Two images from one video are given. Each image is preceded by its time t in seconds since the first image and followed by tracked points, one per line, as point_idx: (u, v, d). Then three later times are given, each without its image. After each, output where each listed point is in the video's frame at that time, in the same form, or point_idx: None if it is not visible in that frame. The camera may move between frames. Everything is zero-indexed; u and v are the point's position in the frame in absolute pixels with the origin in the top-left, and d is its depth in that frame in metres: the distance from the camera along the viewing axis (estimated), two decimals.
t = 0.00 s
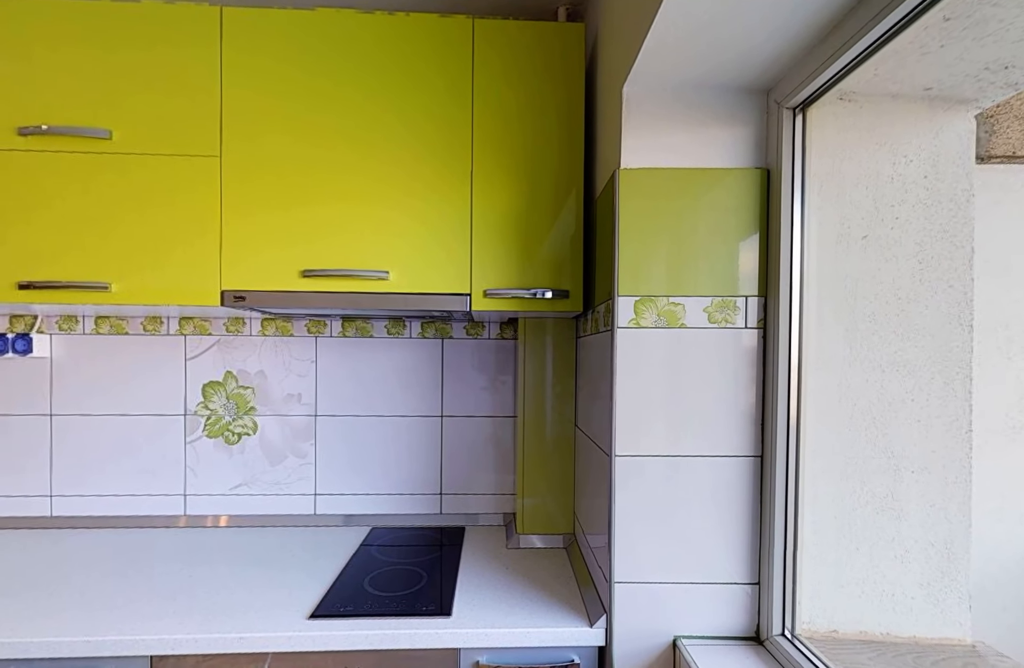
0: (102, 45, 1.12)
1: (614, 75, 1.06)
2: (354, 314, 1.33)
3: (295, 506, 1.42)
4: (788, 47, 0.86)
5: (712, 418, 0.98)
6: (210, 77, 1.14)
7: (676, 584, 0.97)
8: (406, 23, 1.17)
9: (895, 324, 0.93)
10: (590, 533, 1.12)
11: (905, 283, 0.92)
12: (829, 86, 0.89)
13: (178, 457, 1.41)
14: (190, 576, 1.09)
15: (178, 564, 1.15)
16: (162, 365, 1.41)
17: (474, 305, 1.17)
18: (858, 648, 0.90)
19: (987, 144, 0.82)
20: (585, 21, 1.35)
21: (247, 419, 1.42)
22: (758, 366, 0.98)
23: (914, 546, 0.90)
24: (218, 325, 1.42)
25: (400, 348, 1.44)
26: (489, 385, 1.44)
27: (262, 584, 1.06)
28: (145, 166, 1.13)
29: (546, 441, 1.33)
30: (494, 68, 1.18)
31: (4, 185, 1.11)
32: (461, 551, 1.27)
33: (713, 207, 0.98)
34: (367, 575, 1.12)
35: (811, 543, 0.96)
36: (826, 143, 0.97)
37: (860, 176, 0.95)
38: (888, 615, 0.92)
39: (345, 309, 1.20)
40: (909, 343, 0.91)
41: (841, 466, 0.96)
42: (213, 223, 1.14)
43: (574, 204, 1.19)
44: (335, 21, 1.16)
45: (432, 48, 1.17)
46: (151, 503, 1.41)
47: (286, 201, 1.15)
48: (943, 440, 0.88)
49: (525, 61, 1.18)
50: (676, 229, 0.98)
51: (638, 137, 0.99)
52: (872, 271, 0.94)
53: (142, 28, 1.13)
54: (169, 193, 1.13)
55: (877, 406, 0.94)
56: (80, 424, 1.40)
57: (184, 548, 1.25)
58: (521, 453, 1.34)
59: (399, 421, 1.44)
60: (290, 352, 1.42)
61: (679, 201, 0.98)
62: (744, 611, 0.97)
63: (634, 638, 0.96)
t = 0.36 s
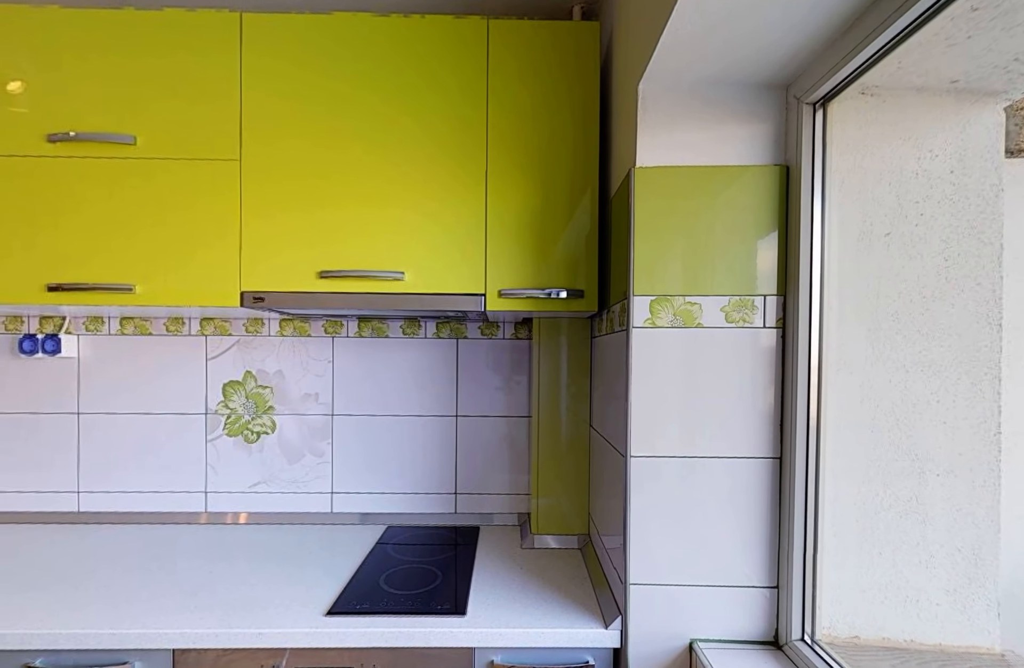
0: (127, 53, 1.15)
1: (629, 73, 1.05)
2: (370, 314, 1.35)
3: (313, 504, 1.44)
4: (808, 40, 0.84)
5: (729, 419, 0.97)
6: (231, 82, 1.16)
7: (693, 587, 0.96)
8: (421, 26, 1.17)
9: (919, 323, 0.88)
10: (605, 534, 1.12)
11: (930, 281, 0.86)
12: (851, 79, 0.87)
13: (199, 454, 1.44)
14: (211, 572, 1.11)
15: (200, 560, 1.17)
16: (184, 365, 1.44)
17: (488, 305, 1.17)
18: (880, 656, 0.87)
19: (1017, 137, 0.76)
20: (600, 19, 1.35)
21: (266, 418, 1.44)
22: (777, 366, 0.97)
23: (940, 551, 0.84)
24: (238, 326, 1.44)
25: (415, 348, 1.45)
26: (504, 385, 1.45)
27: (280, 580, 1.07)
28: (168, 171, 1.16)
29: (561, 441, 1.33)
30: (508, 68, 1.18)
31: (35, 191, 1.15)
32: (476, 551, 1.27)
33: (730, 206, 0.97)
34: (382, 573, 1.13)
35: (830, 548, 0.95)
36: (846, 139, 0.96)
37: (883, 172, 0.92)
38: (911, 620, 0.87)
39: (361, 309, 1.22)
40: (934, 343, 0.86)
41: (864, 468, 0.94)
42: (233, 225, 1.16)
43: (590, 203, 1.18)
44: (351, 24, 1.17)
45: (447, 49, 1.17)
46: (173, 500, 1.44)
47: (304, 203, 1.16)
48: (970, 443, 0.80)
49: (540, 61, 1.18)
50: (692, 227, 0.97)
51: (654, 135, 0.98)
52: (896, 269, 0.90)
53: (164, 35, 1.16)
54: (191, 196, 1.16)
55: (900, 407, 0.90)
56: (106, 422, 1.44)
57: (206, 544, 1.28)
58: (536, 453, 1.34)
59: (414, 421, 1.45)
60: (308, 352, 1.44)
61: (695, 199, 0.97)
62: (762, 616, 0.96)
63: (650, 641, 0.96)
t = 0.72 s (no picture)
0: (150, 60, 1.18)
1: (645, 71, 1.05)
2: (386, 314, 1.36)
3: (330, 502, 1.46)
4: (829, 34, 0.82)
5: (746, 420, 0.95)
6: (251, 87, 1.18)
7: (710, 589, 0.95)
8: (436, 27, 1.18)
9: (945, 322, 0.84)
10: (620, 535, 1.11)
11: (956, 278, 0.82)
12: (874, 72, 0.85)
13: (220, 453, 1.47)
14: (231, 568, 1.13)
15: (220, 557, 1.20)
16: (205, 365, 1.47)
17: (503, 305, 1.17)
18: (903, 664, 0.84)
19: None
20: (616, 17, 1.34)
21: (284, 417, 1.47)
22: (797, 367, 0.95)
23: (967, 557, 0.79)
24: (257, 326, 1.47)
25: (430, 348, 1.46)
26: (518, 385, 1.45)
27: (298, 577, 1.09)
28: (190, 175, 1.18)
29: (575, 442, 1.32)
30: (523, 68, 1.18)
31: (63, 195, 1.18)
32: (491, 550, 1.28)
33: (747, 204, 0.96)
34: (397, 571, 1.14)
35: (851, 551, 0.94)
36: (869, 135, 0.94)
37: (906, 167, 0.90)
38: (937, 625, 0.83)
39: (378, 310, 1.23)
40: (960, 342, 0.81)
41: (886, 472, 0.91)
42: (252, 227, 1.18)
43: (605, 203, 1.18)
44: (368, 28, 1.18)
45: (462, 50, 1.18)
46: (194, 497, 1.47)
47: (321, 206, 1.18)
48: (999, 446, 0.75)
49: (555, 60, 1.18)
50: (709, 225, 0.96)
51: (670, 134, 0.97)
52: (921, 266, 0.87)
53: (187, 42, 1.18)
54: (212, 199, 1.18)
55: (925, 408, 0.86)
56: (131, 420, 1.47)
57: (226, 540, 1.30)
58: (551, 453, 1.33)
59: (429, 421, 1.46)
60: (325, 352, 1.46)
61: (713, 197, 0.96)
62: (782, 620, 0.95)
63: (666, 644, 0.95)
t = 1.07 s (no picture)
0: (174, 67, 1.21)
1: (662, 68, 1.03)
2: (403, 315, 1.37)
3: (347, 500, 1.48)
4: (852, 27, 0.81)
5: (765, 421, 0.94)
6: (270, 91, 1.20)
7: (728, 592, 0.94)
8: (452, 29, 1.19)
9: (974, 321, 0.81)
10: (636, 536, 1.10)
11: (986, 275, 0.80)
12: (899, 65, 0.83)
13: (241, 451, 1.50)
14: (251, 564, 1.16)
15: (241, 553, 1.22)
16: (226, 365, 1.50)
17: (519, 305, 1.17)
18: None
19: None
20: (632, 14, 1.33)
21: (303, 416, 1.49)
22: (818, 367, 0.93)
23: (996, 563, 0.77)
24: (276, 327, 1.49)
25: (446, 348, 1.46)
26: (534, 385, 1.45)
27: (316, 574, 1.11)
28: (211, 178, 1.21)
29: (591, 442, 1.32)
30: (539, 68, 1.18)
31: (91, 200, 1.22)
32: (506, 550, 1.28)
33: (766, 201, 0.94)
34: (413, 569, 1.15)
35: (875, 555, 0.91)
36: (892, 130, 0.92)
37: (933, 162, 0.87)
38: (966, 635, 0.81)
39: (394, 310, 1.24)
40: (989, 341, 0.79)
41: (911, 474, 0.89)
42: (272, 229, 1.20)
43: (621, 201, 1.17)
44: (384, 31, 1.19)
45: (477, 51, 1.18)
46: (216, 494, 1.50)
47: (339, 207, 1.19)
48: None
49: (570, 59, 1.18)
50: (727, 223, 0.95)
51: (688, 131, 0.96)
52: (948, 263, 0.85)
53: (209, 48, 1.21)
54: (233, 202, 1.20)
55: (953, 410, 0.84)
56: (155, 419, 1.51)
57: (247, 537, 1.33)
58: (566, 453, 1.33)
59: (445, 420, 1.47)
60: (342, 352, 1.48)
61: (731, 195, 0.94)
62: (802, 625, 0.93)
63: (683, 646, 0.94)
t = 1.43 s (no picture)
0: (195, 73, 1.24)
1: (678, 65, 1.02)
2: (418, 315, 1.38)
3: (363, 499, 1.49)
4: (874, 19, 0.79)
5: (784, 422, 0.92)
6: (289, 95, 1.22)
7: (745, 596, 0.92)
8: (467, 30, 1.19)
9: (1002, 320, 0.79)
10: (652, 538, 1.09)
11: (1014, 273, 0.77)
12: (924, 57, 0.81)
13: (259, 449, 1.52)
14: (270, 561, 1.17)
15: (260, 550, 1.24)
16: (246, 365, 1.52)
17: (533, 305, 1.17)
18: None
19: None
20: (648, 11, 1.32)
21: (320, 415, 1.51)
22: (839, 367, 0.91)
23: None
24: (294, 327, 1.52)
25: (461, 348, 1.47)
26: (548, 385, 1.44)
27: (333, 571, 1.12)
28: (232, 181, 1.23)
29: (606, 442, 1.31)
30: (553, 68, 1.18)
31: (117, 204, 1.25)
32: (521, 550, 1.28)
33: (784, 198, 0.93)
34: (428, 568, 1.15)
35: (899, 560, 0.89)
36: (917, 124, 0.89)
37: (960, 156, 0.85)
38: (994, 644, 0.79)
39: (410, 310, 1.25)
40: (1018, 341, 0.77)
41: (937, 478, 0.86)
42: (290, 232, 1.22)
43: (637, 200, 1.16)
44: (400, 33, 1.20)
45: (492, 52, 1.18)
46: (236, 492, 1.53)
47: (356, 209, 1.20)
48: None
49: (585, 58, 1.17)
50: (745, 222, 0.93)
51: (704, 129, 0.94)
52: (976, 261, 0.83)
53: (229, 54, 1.23)
54: (252, 205, 1.22)
55: (980, 412, 0.82)
56: (177, 417, 1.54)
57: (266, 534, 1.35)
58: (580, 453, 1.32)
59: (459, 420, 1.47)
60: (359, 352, 1.50)
61: (749, 193, 0.93)
62: (822, 630, 0.91)
63: (699, 650, 0.93)
